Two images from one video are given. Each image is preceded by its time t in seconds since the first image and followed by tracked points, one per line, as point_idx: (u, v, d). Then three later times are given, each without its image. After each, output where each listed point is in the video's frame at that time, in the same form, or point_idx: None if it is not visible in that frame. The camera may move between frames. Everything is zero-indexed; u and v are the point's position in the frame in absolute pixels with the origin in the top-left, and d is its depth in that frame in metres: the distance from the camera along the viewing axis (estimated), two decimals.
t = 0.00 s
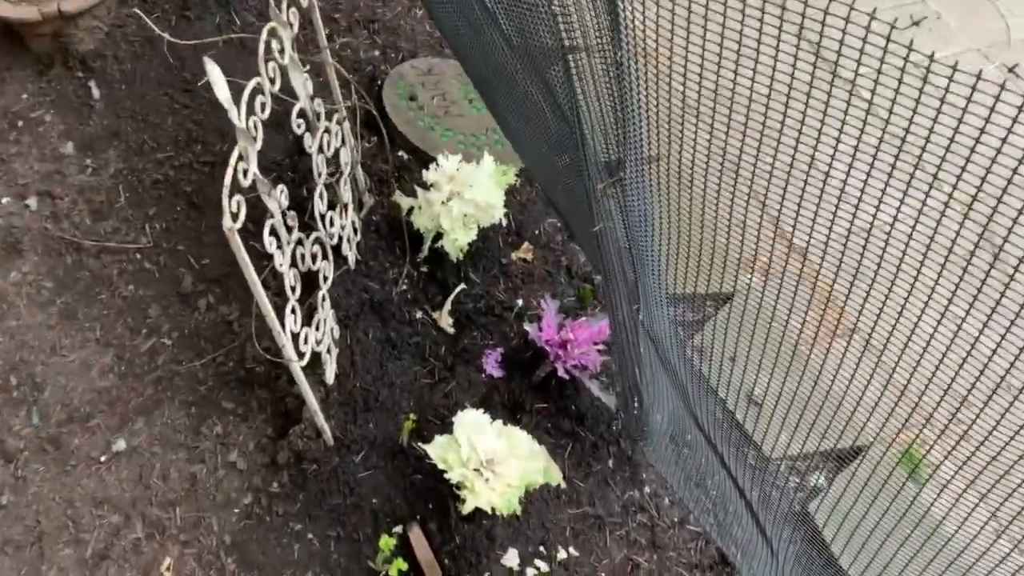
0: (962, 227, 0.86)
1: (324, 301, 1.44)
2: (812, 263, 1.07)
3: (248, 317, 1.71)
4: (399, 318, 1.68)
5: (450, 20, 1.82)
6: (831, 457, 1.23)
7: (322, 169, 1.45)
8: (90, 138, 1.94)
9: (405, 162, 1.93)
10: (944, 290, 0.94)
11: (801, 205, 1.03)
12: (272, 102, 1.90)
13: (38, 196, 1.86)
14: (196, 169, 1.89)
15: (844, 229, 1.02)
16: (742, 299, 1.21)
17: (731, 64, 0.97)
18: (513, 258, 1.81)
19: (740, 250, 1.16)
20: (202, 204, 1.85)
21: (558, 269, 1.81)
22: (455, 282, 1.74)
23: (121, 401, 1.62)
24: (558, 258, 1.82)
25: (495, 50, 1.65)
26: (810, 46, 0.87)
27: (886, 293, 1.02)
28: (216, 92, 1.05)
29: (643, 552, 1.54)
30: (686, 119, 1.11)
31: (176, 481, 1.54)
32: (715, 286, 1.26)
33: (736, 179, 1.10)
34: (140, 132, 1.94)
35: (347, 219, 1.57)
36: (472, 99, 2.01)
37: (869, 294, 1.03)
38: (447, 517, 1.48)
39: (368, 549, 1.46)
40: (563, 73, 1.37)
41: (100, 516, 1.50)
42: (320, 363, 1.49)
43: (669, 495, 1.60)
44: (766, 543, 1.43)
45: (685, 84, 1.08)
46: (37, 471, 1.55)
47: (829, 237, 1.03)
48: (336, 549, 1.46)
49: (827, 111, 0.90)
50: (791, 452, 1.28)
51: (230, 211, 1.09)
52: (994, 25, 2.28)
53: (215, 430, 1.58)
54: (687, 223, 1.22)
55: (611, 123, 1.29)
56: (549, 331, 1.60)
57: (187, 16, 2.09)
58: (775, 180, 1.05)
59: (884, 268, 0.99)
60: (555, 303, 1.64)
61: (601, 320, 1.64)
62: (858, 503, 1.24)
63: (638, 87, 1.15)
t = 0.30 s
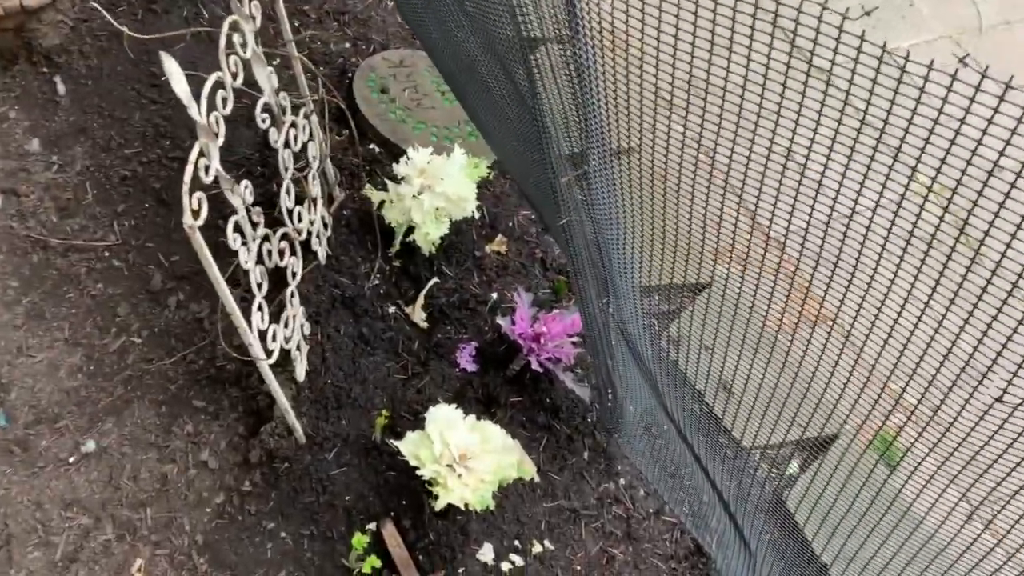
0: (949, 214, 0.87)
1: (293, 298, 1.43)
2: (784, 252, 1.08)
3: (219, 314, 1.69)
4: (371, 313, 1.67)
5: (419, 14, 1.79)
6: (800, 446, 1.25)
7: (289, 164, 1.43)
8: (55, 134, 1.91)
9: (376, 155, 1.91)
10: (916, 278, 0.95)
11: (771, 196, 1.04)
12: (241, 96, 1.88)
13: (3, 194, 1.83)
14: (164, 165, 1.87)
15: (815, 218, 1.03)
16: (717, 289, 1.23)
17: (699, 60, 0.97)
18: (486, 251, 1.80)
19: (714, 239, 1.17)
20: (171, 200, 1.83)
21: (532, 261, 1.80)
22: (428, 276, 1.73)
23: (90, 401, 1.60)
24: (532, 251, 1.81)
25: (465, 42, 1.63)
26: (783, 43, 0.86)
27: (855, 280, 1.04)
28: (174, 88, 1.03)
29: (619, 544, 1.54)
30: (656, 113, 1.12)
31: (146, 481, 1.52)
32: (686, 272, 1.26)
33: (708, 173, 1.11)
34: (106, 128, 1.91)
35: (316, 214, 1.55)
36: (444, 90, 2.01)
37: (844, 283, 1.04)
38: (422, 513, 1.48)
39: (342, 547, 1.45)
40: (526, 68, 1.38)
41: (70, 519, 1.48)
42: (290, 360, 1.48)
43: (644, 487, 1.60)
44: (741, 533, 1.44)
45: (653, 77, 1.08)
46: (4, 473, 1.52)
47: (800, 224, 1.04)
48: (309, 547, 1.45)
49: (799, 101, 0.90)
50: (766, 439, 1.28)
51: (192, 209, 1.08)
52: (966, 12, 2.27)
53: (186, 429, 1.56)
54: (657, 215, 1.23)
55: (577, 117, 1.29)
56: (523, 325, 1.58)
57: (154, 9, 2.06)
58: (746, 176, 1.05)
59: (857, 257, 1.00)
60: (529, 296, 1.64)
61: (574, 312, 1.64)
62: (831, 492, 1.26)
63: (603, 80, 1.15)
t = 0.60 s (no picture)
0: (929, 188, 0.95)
1: (262, 296, 1.40)
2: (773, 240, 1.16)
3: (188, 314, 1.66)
4: (343, 310, 1.64)
5: (393, 9, 1.77)
6: (782, 437, 1.35)
7: (255, 160, 1.41)
8: (18, 132, 1.86)
9: (347, 151, 1.88)
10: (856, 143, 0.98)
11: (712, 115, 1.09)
12: (208, 92, 1.84)
13: None
14: (130, 163, 1.83)
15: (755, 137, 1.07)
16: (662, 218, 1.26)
17: None
18: (460, 246, 1.79)
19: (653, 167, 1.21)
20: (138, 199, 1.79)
21: (506, 256, 1.79)
22: (401, 272, 1.71)
23: (56, 405, 1.56)
24: (506, 246, 1.80)
25: (443, 40, 1.62)
26: None
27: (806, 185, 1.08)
28: (131, 82, 1.00)
29: (596, 540, 1.53)
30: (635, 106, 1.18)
31: (115, 485, 1.49)
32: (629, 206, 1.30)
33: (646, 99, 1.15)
34: (71, 126, 1.87)
35: (285, 211, 1.53)
36: (414, 84, 1.99)
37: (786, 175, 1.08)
38: (397, 512, 1.46)
39: (316, 548, 1.42)
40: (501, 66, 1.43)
41: (37, 525, 1.45)
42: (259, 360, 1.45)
43: (621, 482, 1.60)
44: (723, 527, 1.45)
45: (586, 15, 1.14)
46: None
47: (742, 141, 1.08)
48: (282, 549, 1.43)
49: None
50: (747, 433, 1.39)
51: (152, 206, 1.05)
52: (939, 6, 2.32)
53: (156, 431, 1.53)
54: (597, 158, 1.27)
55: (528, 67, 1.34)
56: (498, 320, 1.56)
57: (118, 4, 2.02)
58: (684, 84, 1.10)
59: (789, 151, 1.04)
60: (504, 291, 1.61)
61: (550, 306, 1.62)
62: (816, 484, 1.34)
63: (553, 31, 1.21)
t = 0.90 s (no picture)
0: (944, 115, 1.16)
1: (236, 300, 1.39)
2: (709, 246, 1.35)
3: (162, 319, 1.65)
4: (319, 312, 1.64)
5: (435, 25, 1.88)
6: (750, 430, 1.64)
7: (226, 162, 1.39)
8: None
9: (321, 150, 1.87)
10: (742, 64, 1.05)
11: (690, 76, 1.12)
12: (179, 93, 1.83)
13: None
14: (101, 167, 1.81)
15: (703, 97, 1.11)
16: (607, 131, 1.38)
17: None
18: (436, 247, 1.79)
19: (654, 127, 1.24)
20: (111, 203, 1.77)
21: (484, 254, 1.83)
22: (377, 273, 1.71)
23: (29, 413, 1.54)
24: (484, 243, 1.84)
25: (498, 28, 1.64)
26: None
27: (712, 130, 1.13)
28: (95, 89, 0.98)
29: (577, 537, 1.52)
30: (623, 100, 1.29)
31: (91, 493, 1.47)
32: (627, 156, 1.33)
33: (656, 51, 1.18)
34: (41, 130, 1.85)
35: (258, 213, 1.52)
36: (388, 84, 2.03)
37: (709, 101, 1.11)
38: (376, 515, 1.44)
39: (294, 553, 1.41)
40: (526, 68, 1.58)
41: (11, 535, 1.42)
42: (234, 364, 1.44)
43: (600, 478, 1.60)
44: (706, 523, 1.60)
45: None
46: None
47: (701, 111, 1.12)
48: (260, 555, 1.42)
49: None
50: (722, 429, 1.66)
51: (118, 213, 1.04)
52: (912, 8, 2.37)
53: (131, 438, 1.52)
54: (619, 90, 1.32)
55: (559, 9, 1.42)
56: (475, 320, 1.56)
57: (86, 6, 2.00)
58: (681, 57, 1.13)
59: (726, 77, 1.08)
60: (481, 290, 1.61)
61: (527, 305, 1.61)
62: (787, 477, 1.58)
63: None
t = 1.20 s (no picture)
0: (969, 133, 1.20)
1: (210, 308, 1.37)
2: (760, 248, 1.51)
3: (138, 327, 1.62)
4: (296, 318, 1.62)
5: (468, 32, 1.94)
6: (740, 428, 1.68)
7: (198, 168, 1.37)
8: None
9: (297, 153, 1.86)
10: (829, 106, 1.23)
11: (776, 109, 1.30)
12: (152, 97, 1.80)
13: None
14: (73, 174, 1.79)
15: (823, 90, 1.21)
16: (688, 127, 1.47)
17: None
18: (415, 250, 1.78)
19: (733, 150, 1.40)
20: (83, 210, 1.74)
21: (463, 256, 1.84)
22: (354, 277, 1.70)
23: (3, 425, 1.51)
24: (462, 245, 1.86)
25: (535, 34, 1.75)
26: None
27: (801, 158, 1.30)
28: (57, 96, 0.96)
29: (560, 540, 1.52)
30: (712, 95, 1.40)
31: (67, 506, 1.44)
32: (698, 173, 1.49)
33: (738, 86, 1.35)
34: (11, 136, 1.81)
35: (232, 219, 1.50)
36: (364, 85, 2.03)
37: (794, 130, 1.29)
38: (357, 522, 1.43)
39: (275, 562, 1.40)
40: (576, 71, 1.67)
41: None
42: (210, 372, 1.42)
43: (581, 480, 1.61)
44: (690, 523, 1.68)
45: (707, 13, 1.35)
46: None
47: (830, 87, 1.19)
48: (240, 565, 1.40)
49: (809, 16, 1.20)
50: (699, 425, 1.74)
51: (84, 224, 1.02)
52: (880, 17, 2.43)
53: (107, 448, 1.49)
54: (683, 112, 1.48)
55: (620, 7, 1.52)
56: (453, 323, 1.55)
57: (57, 10, 1.97)
58: (769, 94, 1.30)
59: (816, 115, 1.25)
60: (459, 293, 1.60)
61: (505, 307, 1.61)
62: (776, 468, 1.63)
63: None
